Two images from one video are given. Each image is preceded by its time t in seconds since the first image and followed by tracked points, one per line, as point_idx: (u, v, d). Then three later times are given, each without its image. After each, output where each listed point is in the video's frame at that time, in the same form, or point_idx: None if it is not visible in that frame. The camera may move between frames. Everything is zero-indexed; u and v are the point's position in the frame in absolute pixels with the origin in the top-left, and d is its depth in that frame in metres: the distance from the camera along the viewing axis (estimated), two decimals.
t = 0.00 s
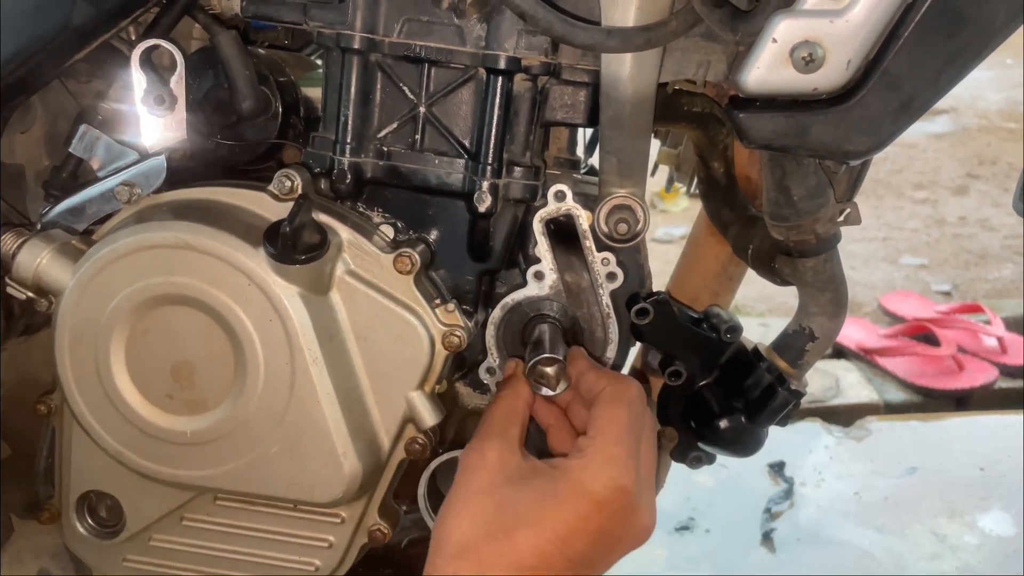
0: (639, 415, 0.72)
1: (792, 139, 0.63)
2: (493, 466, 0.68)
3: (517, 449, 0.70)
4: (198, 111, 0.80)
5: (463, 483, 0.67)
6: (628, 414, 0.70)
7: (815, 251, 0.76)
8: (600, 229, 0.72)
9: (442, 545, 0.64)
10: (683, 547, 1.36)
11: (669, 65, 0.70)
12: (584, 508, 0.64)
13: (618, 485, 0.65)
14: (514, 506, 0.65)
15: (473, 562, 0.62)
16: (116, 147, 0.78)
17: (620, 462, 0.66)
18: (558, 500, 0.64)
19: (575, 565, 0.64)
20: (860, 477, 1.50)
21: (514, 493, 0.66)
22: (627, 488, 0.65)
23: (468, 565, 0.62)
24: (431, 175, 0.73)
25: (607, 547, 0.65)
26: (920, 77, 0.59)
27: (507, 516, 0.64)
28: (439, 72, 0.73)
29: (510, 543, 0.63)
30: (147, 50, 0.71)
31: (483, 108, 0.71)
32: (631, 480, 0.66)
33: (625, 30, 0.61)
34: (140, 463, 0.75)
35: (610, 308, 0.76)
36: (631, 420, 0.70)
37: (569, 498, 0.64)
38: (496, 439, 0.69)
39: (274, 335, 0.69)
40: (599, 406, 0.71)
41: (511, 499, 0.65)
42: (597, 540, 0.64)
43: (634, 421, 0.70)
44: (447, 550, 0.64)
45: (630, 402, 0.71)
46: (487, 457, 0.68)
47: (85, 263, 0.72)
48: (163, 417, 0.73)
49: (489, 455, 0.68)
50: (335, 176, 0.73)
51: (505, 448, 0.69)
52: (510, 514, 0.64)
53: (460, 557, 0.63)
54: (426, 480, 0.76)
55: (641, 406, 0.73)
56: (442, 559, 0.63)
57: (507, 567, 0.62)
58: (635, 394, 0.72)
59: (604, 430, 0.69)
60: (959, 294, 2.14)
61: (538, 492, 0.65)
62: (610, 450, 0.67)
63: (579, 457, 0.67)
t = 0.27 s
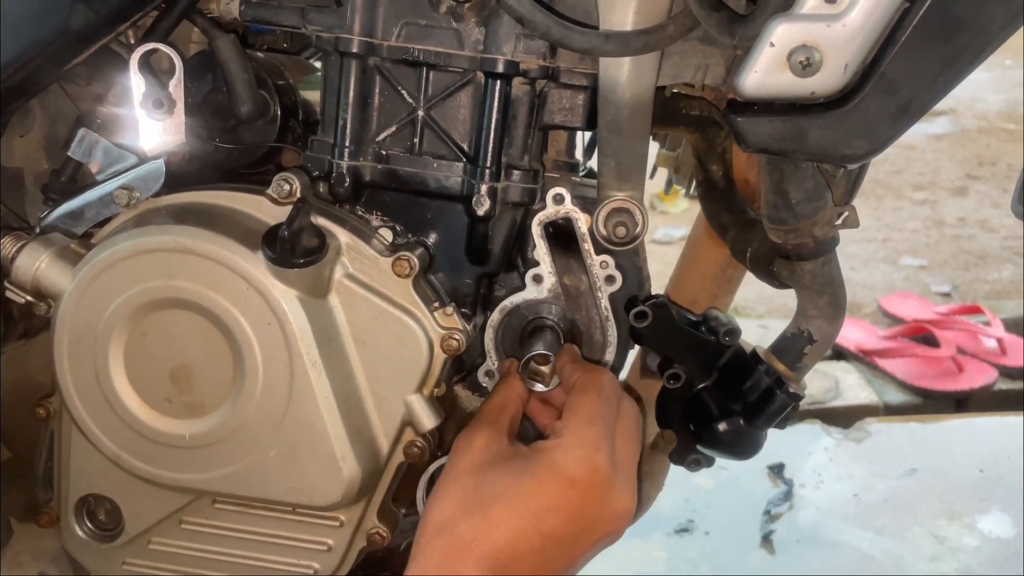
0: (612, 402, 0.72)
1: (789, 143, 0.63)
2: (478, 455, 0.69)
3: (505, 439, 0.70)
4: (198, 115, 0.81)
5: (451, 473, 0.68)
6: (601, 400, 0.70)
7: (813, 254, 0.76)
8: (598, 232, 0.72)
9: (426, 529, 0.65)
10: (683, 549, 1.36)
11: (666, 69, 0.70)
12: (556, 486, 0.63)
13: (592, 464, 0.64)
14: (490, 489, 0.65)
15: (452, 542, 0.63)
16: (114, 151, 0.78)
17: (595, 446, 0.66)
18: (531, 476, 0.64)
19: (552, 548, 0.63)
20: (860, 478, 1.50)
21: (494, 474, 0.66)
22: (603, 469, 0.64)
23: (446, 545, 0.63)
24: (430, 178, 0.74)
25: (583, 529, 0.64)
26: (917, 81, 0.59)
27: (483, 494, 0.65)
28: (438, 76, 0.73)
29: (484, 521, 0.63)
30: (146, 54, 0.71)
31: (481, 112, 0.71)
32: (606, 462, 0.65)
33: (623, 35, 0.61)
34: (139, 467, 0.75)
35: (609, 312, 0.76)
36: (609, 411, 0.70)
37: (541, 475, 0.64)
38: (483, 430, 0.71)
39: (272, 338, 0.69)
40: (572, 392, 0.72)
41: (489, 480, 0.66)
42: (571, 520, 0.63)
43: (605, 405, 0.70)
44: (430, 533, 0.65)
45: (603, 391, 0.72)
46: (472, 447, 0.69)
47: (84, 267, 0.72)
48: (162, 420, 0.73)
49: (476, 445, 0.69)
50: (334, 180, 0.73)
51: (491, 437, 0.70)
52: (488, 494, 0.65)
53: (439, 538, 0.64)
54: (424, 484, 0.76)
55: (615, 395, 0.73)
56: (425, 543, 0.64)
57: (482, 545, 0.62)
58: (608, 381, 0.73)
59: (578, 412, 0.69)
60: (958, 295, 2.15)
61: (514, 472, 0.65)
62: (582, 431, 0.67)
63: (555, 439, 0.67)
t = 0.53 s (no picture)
0: (609, 390, 0.70)
1: (793, 142, 0.63)
2: (478, 442, 0.68)
3: (507, 427, 0.70)
4: (200, 115, 0.81)
5: (451, 459, 0.68)
6: (596, 389, 0.69)
7: (817, 254, 0.76)
8: (601, 232, 0.72)
9: (425, 515, 0.65)
10: (684, 549, 1.36)
11: (669, 68, 0.70)
12: (555, 474, 0.63)
13: (591, 451, 0.64)
14: (491, 479, 0.64)
15: (453, 528, 0.63)
16: (116, 151, 0.78)
17: (593, 435, 0.65)
18: (530, 463, 0.64)
19: (552, 535, 0.63)
20: (862, 479, 1.50)
21: (493, 460, 0.66)
22: (602, 457, 0.64)
23: (446, 531, 0.63)
24: (433, 178, 0.74)
25: (581, 515, 0.64)
26: (920, 80, 0.59)
27: (479, 486, 0.64)
28: (441, 75, 0.73)
29: (483, 509, 0.62)
30: (148, 54, 0.71)
31: (484, 111, 0.71)
32: (605, 450, 0.65)
33: (626, 34, 0.61)
34: (141, 467, 0.75)
35: (612, 312, 0.76)
36: (605, 400, 0.69)
37: (540, 463, 0.63)
38: (483, 417, 0.70)
39: (275, 338, 0.69)
40: (567, 385, 0.70)
41: (488, 466, 0.65)
42: (571, 506, 0.63)
43: (602, 393, 0.69)
44: (430, 519, 0.64)
45: (598, 381, 0.70)
46: (471, 434, 0.69)
47: (86, 267, 0.72)
48: (164, 420, 0.73)
49: (477, 430, 0.69)
50: (336, 179, 0.73)
51: (490, 428, 0.69)
52: (487, 480, 0.64)
53: (438, 523, 0.64)
54: (426, 484, 0.76)
55: (611, 383, 0.71)
56: (424, 528, 0.64)
57: (482, 532, 0.62)
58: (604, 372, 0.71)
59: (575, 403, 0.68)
60: (959, 295, 2.15)
61: (513, 459, 0.65)
62: (579, 420, 0.66)
63: (553, 427, 0.66)
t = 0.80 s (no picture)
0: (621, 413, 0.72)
1: (795, 144, 0.63)
2: (527, 497, 0.68)
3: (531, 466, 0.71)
4: (202, 117, 0.81)
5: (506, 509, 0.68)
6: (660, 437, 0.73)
7: (818, 255, 0.76)
8: (603, 234, 0.72)
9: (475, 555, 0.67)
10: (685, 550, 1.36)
11: (671, 70, 0.70)
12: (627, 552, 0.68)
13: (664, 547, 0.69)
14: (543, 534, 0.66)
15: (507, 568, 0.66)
16: (119, 153, 0.78)
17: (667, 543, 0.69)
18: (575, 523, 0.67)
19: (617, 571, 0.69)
20: (863, 480, 1.50)
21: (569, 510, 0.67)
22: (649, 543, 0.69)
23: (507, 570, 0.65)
24: (435, 179, 0.74)
25: (640, 559, 0.69)
26: (923, 82, 0.59)
27: (539, 543, 0.66)
28: (443, 77, 0.73)
29: (541, 561, 0.66)
30: (151, 55, 0.71)
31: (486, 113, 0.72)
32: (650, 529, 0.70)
33: (629, 36, 0.62)
34: (143, 468, 0.75)
35: (614, 313, 0.76)
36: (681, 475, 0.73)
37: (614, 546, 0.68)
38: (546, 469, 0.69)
39: (277, 340, 0.69)
40: (575, 402, 0.73)
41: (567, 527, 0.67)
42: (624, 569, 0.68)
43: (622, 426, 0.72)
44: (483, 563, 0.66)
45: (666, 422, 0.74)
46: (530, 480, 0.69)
47: (88, 268, 0.72)
48: (166, 421, 0.73)
49: (530, 481, 0.69)
50: (338, 181, 0.74)
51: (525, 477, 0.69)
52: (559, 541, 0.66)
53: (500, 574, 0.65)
54: (428, 485, 0.76)
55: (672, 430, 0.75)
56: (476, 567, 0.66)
57: None
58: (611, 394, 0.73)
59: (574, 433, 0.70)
60: (960, 296, 2.15)
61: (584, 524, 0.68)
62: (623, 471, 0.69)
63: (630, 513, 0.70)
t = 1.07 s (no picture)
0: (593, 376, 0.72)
1: (793, 146, 0.63)
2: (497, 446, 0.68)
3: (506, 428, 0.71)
4: (202, 119, 0.81)
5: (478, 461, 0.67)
6: (641, 363, 0.70)
7: (817, 257, 0.76)
8: (601, 235, 0.72)
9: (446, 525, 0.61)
10: (684, 552, 1.35)
11: (670, 71, 0.70)
12: (568, 435, 0.63)
13: (595, 415, 0.65)
14: (507, 455, 0.63)
15: (477, 522, 0.60)
16: (119, 154, 0.78)
17: (603, 398, 0.66)
18: (541, 433, 0.63)
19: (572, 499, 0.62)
20: (862, 481, 1.50)
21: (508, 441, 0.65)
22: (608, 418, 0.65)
23: (469, 513, 0.60)
24: (433, 181, 0.74)
25: (611, 474, 0.64)
26: (921, 84, 0.59)
27: (503, 463, 0.63)
28: (441, 78, 0.73)
29: (506, 490, 0.61)
30: (150, 56, 0.71)
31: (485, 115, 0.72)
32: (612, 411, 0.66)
33: (627, 37, 0.62)
34: (142, 469, 0.75)
35: (613, 314, 0.76)
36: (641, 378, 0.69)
37: (550, 426, 0.63)
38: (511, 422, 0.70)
39: (276, 341, 0.69)
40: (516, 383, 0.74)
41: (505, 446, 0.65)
42: (593, 462, 0.63)
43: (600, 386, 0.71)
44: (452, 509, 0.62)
45: (647, 351, 0.71)
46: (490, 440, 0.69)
47: (87, 269, 0.72)
48: (165, 422, 0.73)
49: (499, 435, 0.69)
50: (337, 182, 0.74)
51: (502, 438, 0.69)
52: (501, 460, 0.63)
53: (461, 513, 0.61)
54: (426, 487, 0.76)
55: (661, 357, 0.72)
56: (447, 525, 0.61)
57: (510, 515, 0.60)
58: (544, 370, 0.73)
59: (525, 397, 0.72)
60: (960, 297, 2.14)
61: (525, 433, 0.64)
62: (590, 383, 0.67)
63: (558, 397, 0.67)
